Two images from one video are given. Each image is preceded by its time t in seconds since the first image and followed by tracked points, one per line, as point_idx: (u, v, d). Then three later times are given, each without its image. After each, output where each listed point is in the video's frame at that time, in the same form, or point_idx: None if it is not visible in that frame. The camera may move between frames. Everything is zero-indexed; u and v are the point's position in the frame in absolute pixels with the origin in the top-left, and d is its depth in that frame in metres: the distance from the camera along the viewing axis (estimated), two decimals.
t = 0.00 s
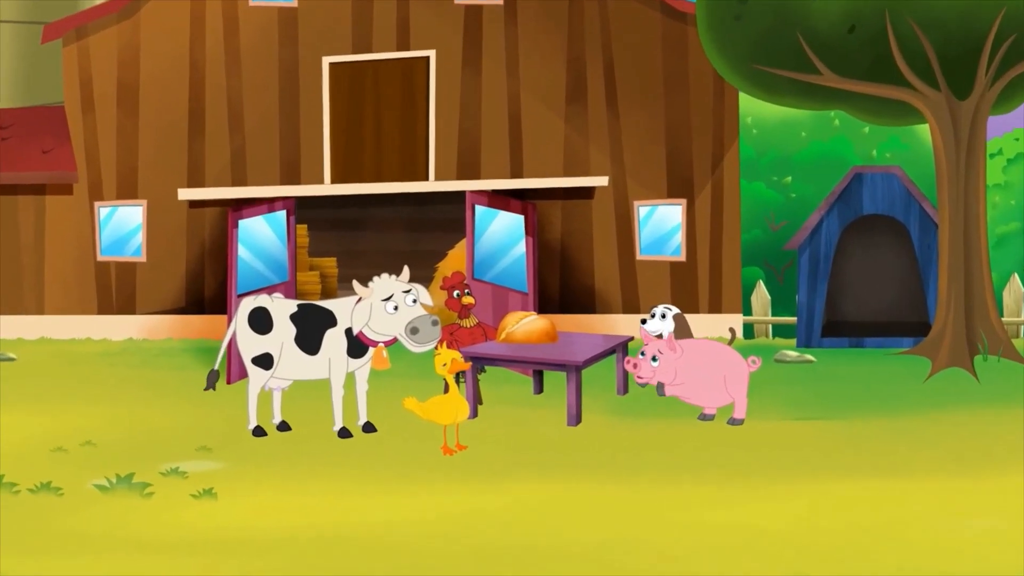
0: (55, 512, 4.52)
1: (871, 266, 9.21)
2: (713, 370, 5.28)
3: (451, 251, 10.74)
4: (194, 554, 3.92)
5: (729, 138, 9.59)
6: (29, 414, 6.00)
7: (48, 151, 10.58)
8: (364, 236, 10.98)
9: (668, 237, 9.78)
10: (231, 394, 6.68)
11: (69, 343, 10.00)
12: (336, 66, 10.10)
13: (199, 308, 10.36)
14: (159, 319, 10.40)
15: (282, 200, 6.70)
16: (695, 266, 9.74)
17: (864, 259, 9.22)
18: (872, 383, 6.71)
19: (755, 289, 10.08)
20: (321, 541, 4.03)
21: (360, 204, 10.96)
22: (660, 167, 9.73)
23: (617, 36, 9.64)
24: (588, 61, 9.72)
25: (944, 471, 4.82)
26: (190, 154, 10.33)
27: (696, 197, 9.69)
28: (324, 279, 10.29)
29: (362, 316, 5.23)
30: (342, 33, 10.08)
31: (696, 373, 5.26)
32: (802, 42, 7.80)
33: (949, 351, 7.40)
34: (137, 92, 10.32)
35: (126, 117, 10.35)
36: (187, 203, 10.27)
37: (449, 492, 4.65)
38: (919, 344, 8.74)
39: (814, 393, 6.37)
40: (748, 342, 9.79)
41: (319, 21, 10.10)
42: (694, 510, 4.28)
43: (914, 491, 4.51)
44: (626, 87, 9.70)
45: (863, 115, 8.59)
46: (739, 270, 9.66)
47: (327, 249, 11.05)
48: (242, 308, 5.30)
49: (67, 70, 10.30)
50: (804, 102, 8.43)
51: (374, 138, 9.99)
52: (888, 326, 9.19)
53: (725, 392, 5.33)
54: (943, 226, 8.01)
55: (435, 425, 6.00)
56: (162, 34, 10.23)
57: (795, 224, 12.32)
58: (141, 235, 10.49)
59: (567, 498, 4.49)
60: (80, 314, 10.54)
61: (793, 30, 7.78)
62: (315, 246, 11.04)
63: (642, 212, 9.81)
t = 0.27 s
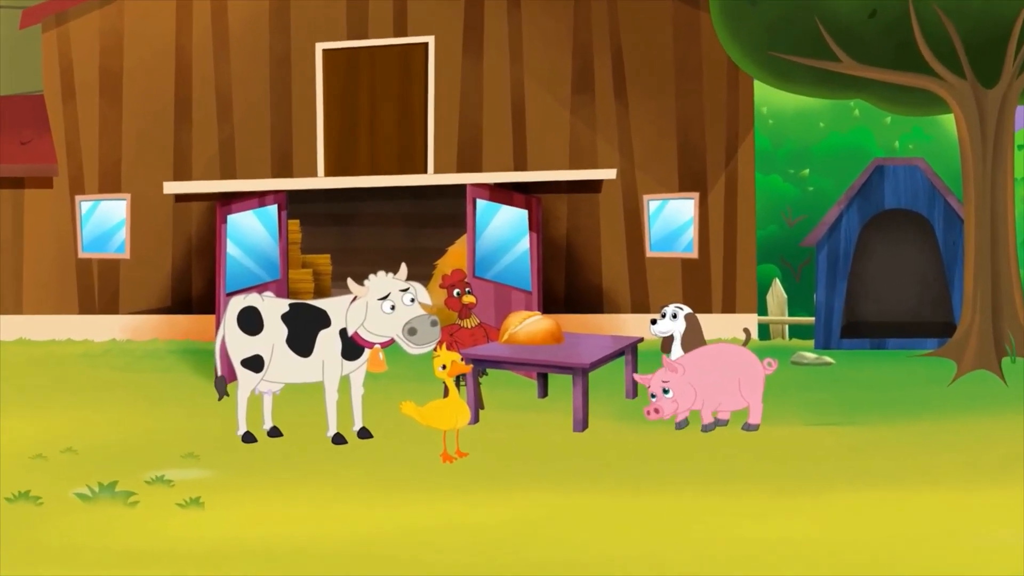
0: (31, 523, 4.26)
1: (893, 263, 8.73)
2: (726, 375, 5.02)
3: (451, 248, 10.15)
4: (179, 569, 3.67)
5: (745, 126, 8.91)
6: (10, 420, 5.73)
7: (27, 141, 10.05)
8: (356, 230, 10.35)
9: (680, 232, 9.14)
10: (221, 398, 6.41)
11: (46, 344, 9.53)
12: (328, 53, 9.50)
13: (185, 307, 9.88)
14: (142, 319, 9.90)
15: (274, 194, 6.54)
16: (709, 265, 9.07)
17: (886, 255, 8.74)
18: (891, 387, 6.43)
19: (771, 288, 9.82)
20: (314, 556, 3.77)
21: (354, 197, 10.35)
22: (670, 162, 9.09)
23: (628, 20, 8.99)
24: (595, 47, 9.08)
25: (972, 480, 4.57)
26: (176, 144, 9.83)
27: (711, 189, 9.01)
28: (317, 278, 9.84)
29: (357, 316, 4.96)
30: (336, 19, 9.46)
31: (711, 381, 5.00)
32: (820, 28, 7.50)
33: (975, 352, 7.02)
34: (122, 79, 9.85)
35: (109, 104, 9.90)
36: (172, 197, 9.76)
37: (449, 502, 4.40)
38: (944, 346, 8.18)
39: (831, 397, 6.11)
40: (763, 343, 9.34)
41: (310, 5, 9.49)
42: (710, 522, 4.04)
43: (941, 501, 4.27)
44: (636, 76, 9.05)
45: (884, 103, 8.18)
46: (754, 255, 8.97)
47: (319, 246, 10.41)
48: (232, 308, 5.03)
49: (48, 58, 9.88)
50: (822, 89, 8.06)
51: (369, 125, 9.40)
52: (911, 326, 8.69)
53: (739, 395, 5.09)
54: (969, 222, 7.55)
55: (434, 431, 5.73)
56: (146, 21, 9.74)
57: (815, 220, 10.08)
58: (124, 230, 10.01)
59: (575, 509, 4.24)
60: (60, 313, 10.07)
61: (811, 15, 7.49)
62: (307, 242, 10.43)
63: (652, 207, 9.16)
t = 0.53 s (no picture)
0: (12, 532, 4.06)
1: (908, 264, 8.42)
2: (737, 379, 4.81)
3: (452, 245, 9.95)
4: None
5: (756, 118, 8.71)
6: None
7: (10, 135, 9.75)
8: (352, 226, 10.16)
9: (689, 229, 8.91)
10: (214, 402, 6.21)
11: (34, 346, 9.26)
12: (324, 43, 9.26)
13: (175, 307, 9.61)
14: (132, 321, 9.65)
15: (268, 188, 6.57)
16: (718, 263, 8.87)
17: (902, 256, 8.46)
18: (907, 390, 6.22)
19: (785, 287, 9.64)
20: (309, 566, 3.58)
21: (347, 192, 10.14)
22: (679, 154, 8.85)
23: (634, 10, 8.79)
24: (601, 35, 8.85)
25: (997, 485, 4.37)
26: (166, 137, 9.56)
27: (723, 184, 8.80)
28: (311, 276, 9.69)
29: (354, 316, 4.76)
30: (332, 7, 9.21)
31: (722, 387, 4.81)
32: (836, 17, 7.32)
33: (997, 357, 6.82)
34: (109, 74, 9.59)
35: (96, 97, 9.63)
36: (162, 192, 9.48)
37: (450, 510, 4.20)
38: (965, 345, 7.98)
39: (845, 400, 5.91)
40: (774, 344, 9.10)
41: None
42: (724, 532, 3.84)
43: (967, 508, 4.07)
44: (643, 65, 8.82)
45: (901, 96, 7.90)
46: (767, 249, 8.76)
47: (313, 241, 10.25)
48: (223, 307, 4.82)
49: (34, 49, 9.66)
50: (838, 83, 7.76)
51: (366, 109, 9.20)
52: (929, 328, 8.38)
53: (752, 398, 4.88)
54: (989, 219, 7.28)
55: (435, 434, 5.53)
56: (137, 9, 9.49)
57: (831, 216, 10.37)
58: (110, 227, 9.70)
59: (582, 517, 4.04)
60: (48, 314, 9.78)
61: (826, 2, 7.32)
62: (300, 238, 10.24)
63: (660, 202, 8.91)
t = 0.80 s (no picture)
0: None
1: (929, 263, 8.21)
2: (749, 382, 4.60)
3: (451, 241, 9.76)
4: None
5: (769, 112, 8.47)
6: None
7: None
8: (349, 221, 9.95)
9: (701, 225, 8.70)
10: (206, 405, 6.01)
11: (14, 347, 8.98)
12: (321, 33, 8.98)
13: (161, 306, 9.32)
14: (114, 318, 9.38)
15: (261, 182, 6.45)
16: (729, 258, 8.64)
17: (923, 254, 8.23)
18: (923, 392, 6.00)
19: (800, 286, 9.55)
20: None
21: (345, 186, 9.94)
22: (690, 148, 8.61)
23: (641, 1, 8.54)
24: (608, 23, 8.58)
25: None
26: (154, 128, 9.27)
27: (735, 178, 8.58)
28: (306, 274, 9.51)
29: (349, 316, 4.54)
30: None
31: (732, 389, 4.60)
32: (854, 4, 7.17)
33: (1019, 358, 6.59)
34: (95, 63, 9.30)
35: (81, 86, 9.33)
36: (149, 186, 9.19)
37: (451, 517, 4.01)
38: (988, 348, 7.79)
39: (860, 404, 5.69)
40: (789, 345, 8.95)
41: None
42: (742, 542, 3.64)
43: (992, 518, 3.86)
44: (652, 54, 8.55)
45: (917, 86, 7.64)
46: (780, 245, 8.55)
47: (307, 238, 10.02)
48: (213, 307, 4.62)
49: (17, 37, 9.36)
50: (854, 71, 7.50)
51: (362, 89, 8.90)
52: (951, 329, 8.12)
53: (766, 402, 4.66)
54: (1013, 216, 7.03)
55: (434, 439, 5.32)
56: None
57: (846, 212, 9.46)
58: (95, 222, 9.43)
59: (591, 526, 3.85)
60: (36, 313, 9.52)
61: None
62: (293, 235, 10.01)
63: (670, 197, 8.68)
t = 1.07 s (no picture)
0: None
1: (948, 260, 8.04)
2: (762, 384, 4.43)
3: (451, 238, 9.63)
4: None
5: (781, 103, 8.32)
6: None
7: None
8: (345, 217, 9.78)
9: (711, 221, 8.51)
10: (198, 408, 5.83)
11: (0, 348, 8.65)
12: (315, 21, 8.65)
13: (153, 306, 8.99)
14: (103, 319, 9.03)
15: (253, 177, 6.38)
16: (742, 257, 8.48)
17: (942, 250, 8.06)
18: (938, 395, 5.83)
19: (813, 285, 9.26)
20: None
21: (342, 181, 9.76)
22: (700, 141, 8.45)
23: None
24: (614, 11, 8.39)
25: None
26: (142, 120, 8.91)
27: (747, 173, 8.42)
28: (301, 273, 9.38)
29: (345, 316, 4.37)
30: None
31: (744, 392, 4.44)
32: None
33: None
34: (81, 53, 8.93)
35: (67, 77, 8.97)
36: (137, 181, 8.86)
37: (455, 523, 3.85)
38: (1007, 348, 7.64)
39: (874, 407, 5.52)
40: (801, 345, 8.70)
41: None
42: (761, 550, 3.49)
43: (1017, 526, 3.70)
44: (660, 44, 8.38)
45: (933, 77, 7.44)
46: (791, 241, 8.39)
47: (302, 234, 9.84)
48: (205, 306, 4.45)
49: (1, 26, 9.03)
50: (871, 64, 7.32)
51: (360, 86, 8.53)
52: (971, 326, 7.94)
53: (778, 405, 4.50)
54: None
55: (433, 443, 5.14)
56: None
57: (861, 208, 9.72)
58: (83, 219, 9.07)
59: (601, 533, 3.69)
60: (18, 312, 9.18)
61: None
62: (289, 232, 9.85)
63: (678, 191, 8.51)
